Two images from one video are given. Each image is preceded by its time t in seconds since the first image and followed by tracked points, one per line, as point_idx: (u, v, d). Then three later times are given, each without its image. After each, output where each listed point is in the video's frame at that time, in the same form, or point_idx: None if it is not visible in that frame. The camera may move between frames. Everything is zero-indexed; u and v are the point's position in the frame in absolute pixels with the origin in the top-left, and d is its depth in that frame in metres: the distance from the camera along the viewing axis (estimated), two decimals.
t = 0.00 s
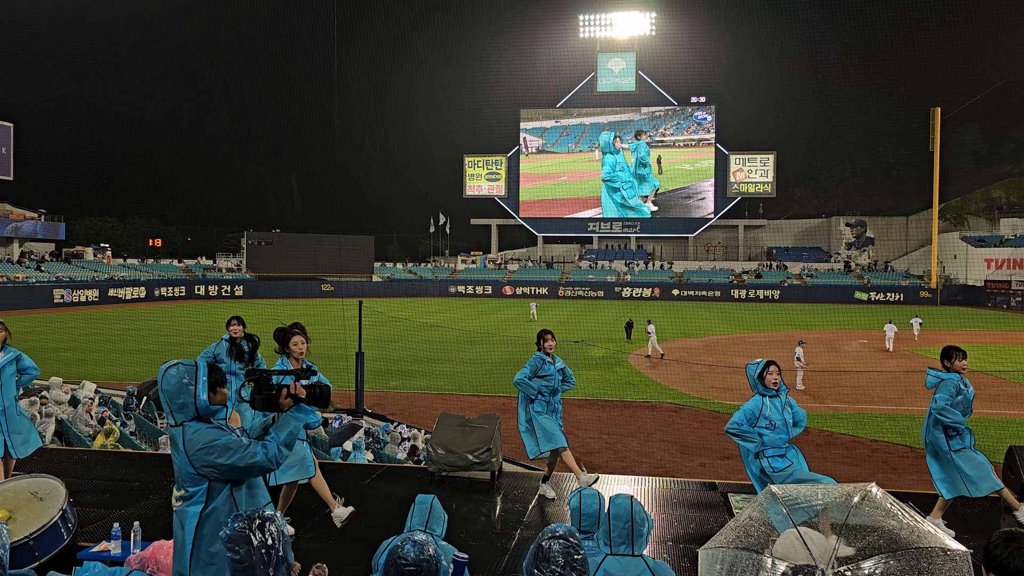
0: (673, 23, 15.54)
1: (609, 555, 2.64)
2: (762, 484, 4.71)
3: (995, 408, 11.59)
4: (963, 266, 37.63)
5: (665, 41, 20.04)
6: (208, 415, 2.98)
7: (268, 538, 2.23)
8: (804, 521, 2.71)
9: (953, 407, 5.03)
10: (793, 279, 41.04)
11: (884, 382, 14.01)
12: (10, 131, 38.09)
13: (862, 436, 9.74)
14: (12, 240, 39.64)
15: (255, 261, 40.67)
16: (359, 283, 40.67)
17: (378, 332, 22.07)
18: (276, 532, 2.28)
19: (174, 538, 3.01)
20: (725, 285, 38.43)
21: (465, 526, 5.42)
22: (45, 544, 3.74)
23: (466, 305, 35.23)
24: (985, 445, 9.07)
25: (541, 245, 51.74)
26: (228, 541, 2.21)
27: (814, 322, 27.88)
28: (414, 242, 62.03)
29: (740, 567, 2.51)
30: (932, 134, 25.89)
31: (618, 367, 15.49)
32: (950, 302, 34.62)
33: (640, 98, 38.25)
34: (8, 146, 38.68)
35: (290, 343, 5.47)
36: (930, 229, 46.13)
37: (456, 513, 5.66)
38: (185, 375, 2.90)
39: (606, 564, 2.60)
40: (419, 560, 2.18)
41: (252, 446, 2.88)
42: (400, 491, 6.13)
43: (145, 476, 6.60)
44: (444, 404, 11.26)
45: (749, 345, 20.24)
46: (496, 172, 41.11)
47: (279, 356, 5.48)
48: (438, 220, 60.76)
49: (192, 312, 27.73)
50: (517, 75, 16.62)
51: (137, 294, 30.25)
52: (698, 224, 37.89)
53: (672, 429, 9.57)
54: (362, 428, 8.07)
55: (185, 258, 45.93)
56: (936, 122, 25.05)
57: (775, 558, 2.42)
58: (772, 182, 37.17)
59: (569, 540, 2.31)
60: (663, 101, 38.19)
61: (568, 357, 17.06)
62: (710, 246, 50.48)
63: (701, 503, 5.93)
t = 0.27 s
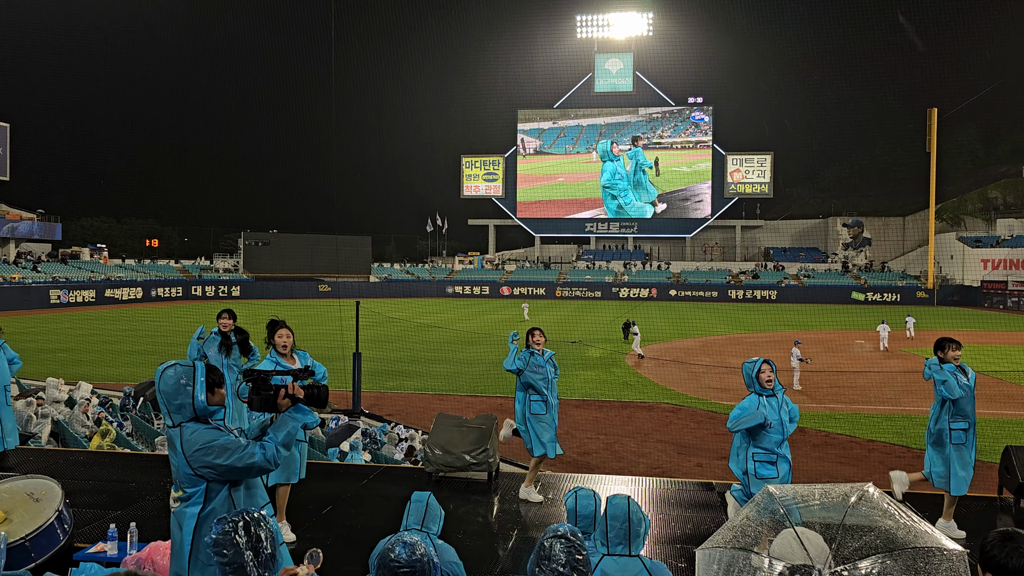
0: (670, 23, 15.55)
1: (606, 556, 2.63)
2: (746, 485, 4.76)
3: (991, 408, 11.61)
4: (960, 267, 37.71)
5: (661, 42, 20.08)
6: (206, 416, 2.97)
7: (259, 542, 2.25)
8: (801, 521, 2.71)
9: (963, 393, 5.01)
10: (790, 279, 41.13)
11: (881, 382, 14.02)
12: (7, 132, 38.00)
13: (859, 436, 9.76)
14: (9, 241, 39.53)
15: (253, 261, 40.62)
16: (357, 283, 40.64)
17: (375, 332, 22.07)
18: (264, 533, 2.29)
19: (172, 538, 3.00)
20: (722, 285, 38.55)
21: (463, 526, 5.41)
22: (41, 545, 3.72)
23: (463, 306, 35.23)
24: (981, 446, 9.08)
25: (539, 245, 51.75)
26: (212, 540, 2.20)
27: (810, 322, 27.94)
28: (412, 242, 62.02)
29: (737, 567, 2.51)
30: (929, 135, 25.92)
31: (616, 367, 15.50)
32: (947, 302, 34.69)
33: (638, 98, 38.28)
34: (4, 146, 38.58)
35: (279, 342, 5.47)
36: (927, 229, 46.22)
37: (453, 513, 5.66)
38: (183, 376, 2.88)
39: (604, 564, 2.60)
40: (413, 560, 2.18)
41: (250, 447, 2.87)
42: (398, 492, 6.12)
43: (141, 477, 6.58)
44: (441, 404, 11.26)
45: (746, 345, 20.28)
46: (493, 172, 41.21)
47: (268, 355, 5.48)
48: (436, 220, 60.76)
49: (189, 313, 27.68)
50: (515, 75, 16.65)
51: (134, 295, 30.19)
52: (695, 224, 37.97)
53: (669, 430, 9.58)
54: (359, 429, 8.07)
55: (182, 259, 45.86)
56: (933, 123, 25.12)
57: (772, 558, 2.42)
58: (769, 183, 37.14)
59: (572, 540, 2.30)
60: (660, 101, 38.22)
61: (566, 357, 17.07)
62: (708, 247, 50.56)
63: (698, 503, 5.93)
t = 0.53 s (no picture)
0: (667, 24, 15.54)
1: (603, 556, 2.63)
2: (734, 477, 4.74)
3: (988, 408, 11.64)
4: (957, 267, 37.74)
5: (659, 42, 20.09)
6: (206, 417, 2.97)
7: (268, 538, 2.21)
8: (798, 520, 2.72)
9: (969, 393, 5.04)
10: (788, 279, 41.22)
11: (877, 383, 14.06)
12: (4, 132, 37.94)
13: (856, 436, 9.78)
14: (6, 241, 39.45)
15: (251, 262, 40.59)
16: (355, 284, 40.62)
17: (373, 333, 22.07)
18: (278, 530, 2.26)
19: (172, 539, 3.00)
20: (719, 286, 38.59)
21: (460, 527, 5.41)
22: (38, 546, 3.72)
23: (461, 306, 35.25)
24: (978, 446, 9.10)
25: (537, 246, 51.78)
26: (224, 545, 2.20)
27: (808, 323, 28.00)
28: (410, 243, 62.04)
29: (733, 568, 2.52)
30: (926, 135, 25.99)
31: (614, 368, 15.51)
32: (944, 302, 34.78)
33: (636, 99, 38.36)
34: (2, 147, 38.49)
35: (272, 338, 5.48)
36: (924, 230, 46.33)
37: (450, 514, 5.65)
38: (182, 378, 2.89)
39: (601, 565, 2.60)
40: (403, 559, 2.19)
41: (250, 447, 2.87)
42: (395, 493, 6.12)
43: (138, 478, 6.57)
44: (439, 405, 11.25)
45: (744, 346, 20.28)
46: (491, 173, 41.39)
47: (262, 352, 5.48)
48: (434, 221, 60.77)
49: (187, 314, 27.64)
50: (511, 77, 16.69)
51: (131, 296, 30.15)
52: (692, 224, 38.08)
53: (666, 430, 9.58)
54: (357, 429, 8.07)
55: (179, 259, 45.80)
56: (930, 125, 25.22)
57: (769, 558, 2.43)
58: (766, 183, 37.32)
59: (563, 540, 2.29)
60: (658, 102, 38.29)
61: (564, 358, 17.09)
62: (705, 247, 50.64)
63: (695, 503, 5.93)
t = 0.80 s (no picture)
0: (667, 24, 15.56)
1: (602, 556, 2.63)
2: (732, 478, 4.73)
3: (987, 408, 11.64)
4: (956, 268, 37.71)
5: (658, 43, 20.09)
6: (208, 417, 2.97)
7: (276, 543, 2.20)
8: (796, 520, 2.72)
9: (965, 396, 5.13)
10: (787, 280, 41.25)
11: (876, 383, 14.06)
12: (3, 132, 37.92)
13: (854, 437, 9.78)
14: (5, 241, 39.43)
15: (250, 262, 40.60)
16: (354, 284, 40.62)
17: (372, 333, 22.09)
18: (287, 535, 2.25)
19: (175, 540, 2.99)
20: (718, 286, 38.65)
21: (458, 527, 5.41)
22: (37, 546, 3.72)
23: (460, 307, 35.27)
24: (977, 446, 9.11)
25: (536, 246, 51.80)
26: (233, 549, 2.20)
27: (807, 323, 28.01)
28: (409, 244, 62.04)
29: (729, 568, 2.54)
30: (925, 136, 25.98)
31: (613, 369, 15.50)
32: (943, 303, 34.80)
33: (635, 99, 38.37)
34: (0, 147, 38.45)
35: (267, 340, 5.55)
36: (923, 230, 46.34)
37: (449, 514, 5.66)
38: (185, 378, 2.89)
39: (599, 564, 2.60)
40: (397, 558, 2.18)
41: (253, 447, 2.87)
42: (395, 493, 6.12)
43: (137, 478, 6.57)
44: (438, 405, 11.25)
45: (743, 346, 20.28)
46: (490, 174, 41.21)
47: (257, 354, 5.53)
48: (433, 221, 60.76)
49: (186, 313, 27.64)
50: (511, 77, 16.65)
51: (131, 296, 30.12)
52: (691, 224, 38.14)
53: (665, 430, 9.59)
54: (356, 429, 8.07)
55: (178, 259, 45.79)
56: (929, 125, 25.25)
57: (765, 558, 2.46)
58: (765, 183, 37.33)
59: (550, 540, 2.31)
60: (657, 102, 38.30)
61: (563, 358, 17.10)
62: (705, 248, 50.67)
63: (694, 503, 5.93)
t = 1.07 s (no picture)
0: (667, 24, 15.59)
1: (602, 556, 2.62)
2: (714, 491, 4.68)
3: (986, 409, 11.65)
4: (956, 268, 37.69)
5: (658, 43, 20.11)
6: (213, 418, 2.97)
7: (278, 547, 2.19)
8: (795, 520, 2.72)
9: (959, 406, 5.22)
10: (787, 280, 41.23)
11: (876, 384, 14.06)
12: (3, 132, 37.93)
13: (855, 437, 9.79)
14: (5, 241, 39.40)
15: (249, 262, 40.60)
16: (354, 284, 40.61)
17: (372, 334, 22.08)
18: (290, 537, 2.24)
19: (180, 540, 3.00)
20: (718, 286, 38.70)
21: (458, 527, 5.40)
22: (36, 546, 3.71)
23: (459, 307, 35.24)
24: (977, 447, 9.11)
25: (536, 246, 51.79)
26: (235, 551, 2.20)
27: (807, 324, 27.99)
28: (408, 244, 62.04)
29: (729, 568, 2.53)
30: (925, 136, 25.98)
31: (613, 369, 15.49)
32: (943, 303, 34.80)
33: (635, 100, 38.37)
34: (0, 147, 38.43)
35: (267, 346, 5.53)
36: (923, 231, 46.34)
37: (449, 514, 5.65)
38: (190, 378, 2.88)
39: (600, 564, 2.60)
40: (407, 558, 2.18)
41: (258, 448, 2.86)
42: (395, 493, 6.11)
43: (137, 478, 6.56)
44: (437, 405, 11.24)
45: (743, 347, 20.29)
46: (490, 174, 41.19)
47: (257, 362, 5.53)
48: (432, 221, 60.75)
49: (185, 313, 27.62)
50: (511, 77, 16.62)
51: (130, 295, 30.10)
52: (691, 225, 38.18)
53: (665, 431, 9.59)
54: (356, 430, 8.07)
55: (178, 259, 45.76)
56: (929, 125, 25.24)
57: (766, 558, 2.45)
58: (765, 184, 37.26)
59: (551, 540, 2.31)
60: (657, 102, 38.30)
61: (563, 359, 17.09)
62: (704, 248, 50.68)
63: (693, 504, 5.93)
